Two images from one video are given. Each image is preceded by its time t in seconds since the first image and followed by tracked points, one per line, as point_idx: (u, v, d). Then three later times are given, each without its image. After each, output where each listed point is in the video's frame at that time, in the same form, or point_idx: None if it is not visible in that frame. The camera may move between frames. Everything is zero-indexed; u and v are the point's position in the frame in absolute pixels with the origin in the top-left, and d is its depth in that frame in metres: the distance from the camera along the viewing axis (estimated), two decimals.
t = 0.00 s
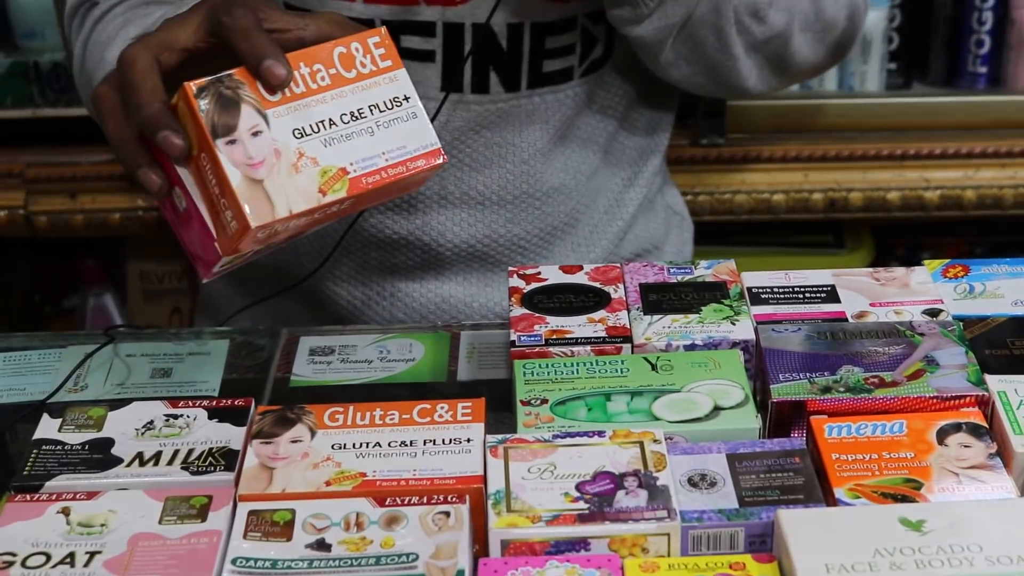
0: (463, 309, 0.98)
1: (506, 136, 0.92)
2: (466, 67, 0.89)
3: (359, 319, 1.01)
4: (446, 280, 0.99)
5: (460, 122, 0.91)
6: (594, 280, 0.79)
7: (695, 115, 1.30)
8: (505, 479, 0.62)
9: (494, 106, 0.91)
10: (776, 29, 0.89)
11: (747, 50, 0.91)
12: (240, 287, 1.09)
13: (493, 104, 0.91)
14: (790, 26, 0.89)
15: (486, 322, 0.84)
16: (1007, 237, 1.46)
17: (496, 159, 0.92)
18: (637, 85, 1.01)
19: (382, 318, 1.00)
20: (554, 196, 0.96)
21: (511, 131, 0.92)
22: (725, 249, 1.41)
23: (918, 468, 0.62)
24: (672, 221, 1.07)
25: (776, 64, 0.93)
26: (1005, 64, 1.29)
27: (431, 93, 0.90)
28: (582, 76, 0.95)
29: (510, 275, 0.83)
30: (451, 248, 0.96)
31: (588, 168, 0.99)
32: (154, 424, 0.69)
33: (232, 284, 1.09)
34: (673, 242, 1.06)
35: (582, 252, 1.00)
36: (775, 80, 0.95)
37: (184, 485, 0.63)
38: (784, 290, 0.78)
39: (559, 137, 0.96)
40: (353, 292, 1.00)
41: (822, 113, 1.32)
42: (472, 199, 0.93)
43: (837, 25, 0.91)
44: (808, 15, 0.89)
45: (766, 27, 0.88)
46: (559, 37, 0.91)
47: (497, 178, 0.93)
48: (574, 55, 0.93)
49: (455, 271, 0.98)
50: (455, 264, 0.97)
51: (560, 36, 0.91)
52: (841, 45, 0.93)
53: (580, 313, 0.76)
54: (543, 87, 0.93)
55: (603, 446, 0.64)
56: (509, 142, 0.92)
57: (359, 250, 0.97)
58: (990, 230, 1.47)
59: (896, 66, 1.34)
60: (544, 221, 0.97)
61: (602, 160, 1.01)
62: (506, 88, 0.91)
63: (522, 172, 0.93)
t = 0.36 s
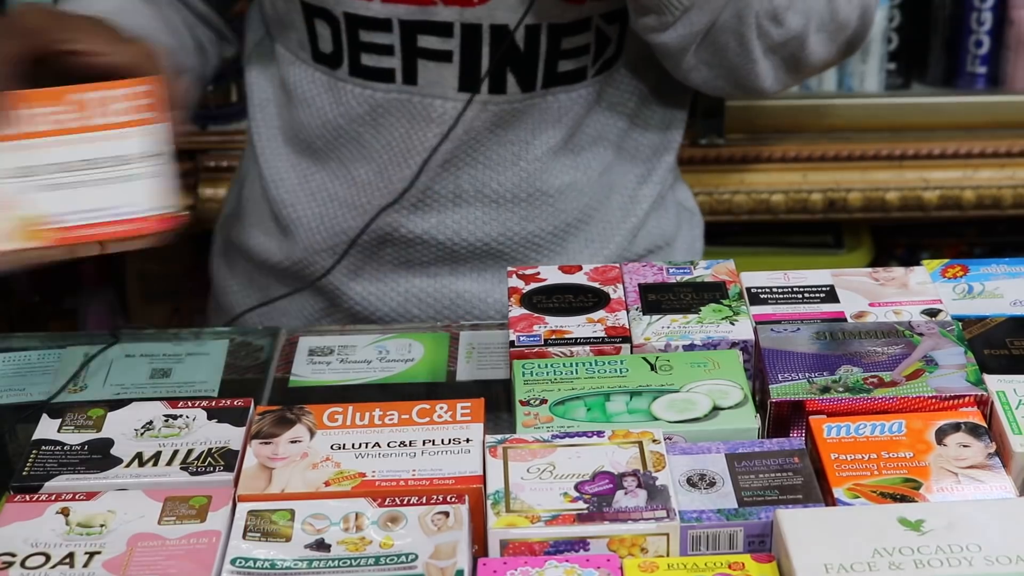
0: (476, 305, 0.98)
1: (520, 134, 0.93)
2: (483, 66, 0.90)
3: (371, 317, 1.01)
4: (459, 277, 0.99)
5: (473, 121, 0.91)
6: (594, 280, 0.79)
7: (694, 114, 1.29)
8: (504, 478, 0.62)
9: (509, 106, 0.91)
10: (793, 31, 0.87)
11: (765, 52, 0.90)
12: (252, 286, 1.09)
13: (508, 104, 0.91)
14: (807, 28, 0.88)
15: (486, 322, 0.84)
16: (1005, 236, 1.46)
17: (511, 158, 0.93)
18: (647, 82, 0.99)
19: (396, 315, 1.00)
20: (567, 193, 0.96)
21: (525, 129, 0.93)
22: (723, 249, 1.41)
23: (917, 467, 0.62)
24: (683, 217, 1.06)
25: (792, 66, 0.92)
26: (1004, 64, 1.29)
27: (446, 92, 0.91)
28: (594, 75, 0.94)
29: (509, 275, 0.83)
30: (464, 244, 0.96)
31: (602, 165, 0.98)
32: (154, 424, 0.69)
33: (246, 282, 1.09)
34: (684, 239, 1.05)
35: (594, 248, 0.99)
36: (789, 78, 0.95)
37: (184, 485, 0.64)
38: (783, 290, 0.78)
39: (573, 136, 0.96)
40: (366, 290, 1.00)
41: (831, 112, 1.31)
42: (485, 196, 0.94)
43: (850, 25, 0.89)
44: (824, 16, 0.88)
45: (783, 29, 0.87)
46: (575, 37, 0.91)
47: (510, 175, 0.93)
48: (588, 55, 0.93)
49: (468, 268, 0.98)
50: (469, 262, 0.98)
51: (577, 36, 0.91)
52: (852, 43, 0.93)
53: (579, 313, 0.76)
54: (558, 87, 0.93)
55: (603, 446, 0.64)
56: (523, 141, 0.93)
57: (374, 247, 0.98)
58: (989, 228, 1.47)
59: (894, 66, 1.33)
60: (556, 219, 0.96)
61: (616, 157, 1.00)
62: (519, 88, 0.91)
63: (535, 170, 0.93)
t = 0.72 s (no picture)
0: (486, 304, 0.98)
1: (532, 136, 0.93)
2: (495, 68, 0.90)
3: (380, 315, 1.00)
4: (469, 276, 0.99)
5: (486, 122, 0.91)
6: (594, 280, 0.79)
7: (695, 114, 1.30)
8: (504, 478, 0.62)
9: (521, 107, 0.91)
10: (812, 35, 0.88)
11: (782, 55, 0.90)
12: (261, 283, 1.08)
13: (520, 105, 0.91)
14: (825, 32, 0.88)
15: (487, 322, 0.84)
16: (1006, 236, 1.46)
17: (522, 159, 0.93)
18: (663, 84, 1.00)
19: (405, 314, 1.00)
20: (579, 195, 0.95)
21: (537, 131, 0.92)
22: (724, 248, 1.41)
23: (918, 467, 0.62)
24: (695, 219, 1.06)
25: (809, 68, 0.93)
26: (1005, 64, 1.29)
27: (457, 93, 0.91)
28: (610, 76, 0.95)
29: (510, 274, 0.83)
30: (475, 244, 0.96)
31: (616, 167, 0.98)
32: (154, 424, 0.69)
33: (254, 279, 1.08)
34: (695, 240, 1.05)
35: (606, 250, 0.99)
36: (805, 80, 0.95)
37: (184, 484, 0.64)
38: (784, 289, 0.78)
39: (585, 137, 0.95)
40: (376, 288, 0.99)
41: (852, 112, 1.31)
42: (496, 197, 0.94)
43: (868, 27, 0.90)
44: (842, 18, 0.88)
45: (802, 33, 0.87)
46: (586, 38, 0.91)
47: (522, 177, 0.93)
48: (600, 56, 0.93)
49: (478, 266, 0.98)
50: (479, 261, 0.98)
51: (589, 37, 0.91)
52: (871, 42, 0.93)
53: (580, 313, 0.76)
54: (570, 88, 0.93)
55: (604, 445, 0.64)
56: (535, 142, 0.93)
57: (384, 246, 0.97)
58: (988, 228, 1.47)
59: (895, 66, 1.34)
60: (567, 220, 0.96)
61: (629, 160, 1.00)
62: (533, 89, 0.91)
63: (547, 171, 0.93)
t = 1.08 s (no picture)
0: (487, 311, 0.98)
1: (533, 141, 0.92)
2: (494, 72, 0.90)
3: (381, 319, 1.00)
4: (471, 283, 0.99)
5: (486, 126, 0.91)
6: (594, 280, 0.79)
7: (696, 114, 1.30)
8: (504, 478, 0.62)
9: (522, 111, 0.91)
10: (809, 39, 0.88)
11: (779, 59, 0.90)
12: (265, 290, 1.08)
13: (520, 108, 0.91)
14: (823, 35, 0.88)
15: (487, 322, 0.84)
16: (1007, 237, 1.46)
17: (524, 164, 0.93)
18: (665, 90, 1.00)
19: (406, 319, 0.99)
20: (582, 200, 0.95)
21: (539, 136, 0.92)
22: (725, 248, 1.41)
23: (918, 467, 0.62)
24: (697, 224, 1.06)
25: (808, 72, 0.92)
26: (1005, 64, 1.30)
27: (456, 98, 0.91)
28: (610, 80, 0.94)
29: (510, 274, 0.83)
30: (477, 250, 0.96)
31: (619, 172, 0.98)
32: (154, 424, 0.69)
33: (254, 285, 1.09)
34: (698, 245, 1.05)
35: (609, 255, 0.99)
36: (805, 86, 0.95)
37: (184, 485, 0.64)
38: (783, 290, 0.78)
39: (587, 142, 0.95)
40: (378, 294, 1.00)
41: (856, 112, 1.32)
42: (497, 202, 0.94)
43: (868, 31, 0.91)
44: (841, 22, 0.89)
45: (800, 37, 0.87)
46: (586, 41, 0.91)
47: (524, 182, 0.93)
48: (601, 60, 0.93)
49: (480, 273, 0.98)
50: (481, 267, 0.98)
51: (589, 40, 0.91)
52: (870, 48, 0.94)
53: (580, 313, 0.76)
54: (571, 92, 0.93)
55: (603, 446, 0.64)
56: (537, 147, 0.92)
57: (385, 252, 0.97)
58: (988, 229, 1.47)
59: (896, 66, 1.35)
60: (570, 225, 0.96)
61: (632, 165, 1.00)
62: (532, 92, 0.91)
63: (550, 177, 0.93)
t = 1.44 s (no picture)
0: (482, 313, 0.98)
1: (529, 137, 0.92)
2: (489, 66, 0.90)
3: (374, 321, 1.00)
4: (466, 284, 0.98)
5: (480, 122, 0.91)
6: (594, 280, 0.79)
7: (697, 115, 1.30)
8: (504, 479, 0.62)
9: (518, 107, 0.91)
10: (810, 40, 0.87)
11: (780, 61, 0.89)
12: (260, 292, 1.09)
13: (516, 104, 0.91)
14: (824, 36, 0.87)
15: (487, 322, 0.84)
16: (1006, 237, 1.47)
17: (520, 161, 0.93)
18: (669, 93, 1.00)
19: (400, 322, 1.00)
20: (578, 199, 0.95)
21: (535, 132, 0.92)
22: (724, 248, 1.41)
23: (918, 468, 0.62)
24: (695, 229, 1.07)
25: (810, 74, 0.92)
26: (1005, 65, 1.29)
27: (450, 93, 0.91)
28: (610, 79, 0.94)
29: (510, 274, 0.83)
30: (471, 250, 0.96)
31: (615, 172, 0.98)
32: (154, 424, 0.69)
33: (249, 288, 1.10)
34: (696, 251, 1.06)
35: (605, 257, 0.99)
36: (808, 88, 0.94)
37: (184, 485, 0.64)
38: (783, 290, 0.78)
39: (586, 142, 0.95)
40: (372, 296, 1.00)
41: (860, 113, 1.32)
42: (492, 200, 0.94)
43: (873, 34, 0.90)
44: (843, 24, 0.88)
45: (799, 37, 0.87)
46: (585, 38, 0.91)
47: (519, 179, 0.93)
48: (600, 57, 0.93)
49: (475, 274, 0.98)
50: (476, 268, 0.97)
51: (587, 37, 0.91)
52: (876, 53, 0.92)
53: (579, 313, 0.76)
54: (568, 90, 0.92)
55: (603, 446, 0.64)
56: (533, 143, 0.93)
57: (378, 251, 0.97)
58: (989, 229, 1.47)
59: (896, 66, 1.35)
60: (565, 226, 0.96)
61: (630, 166, 1.00)
62: (529, 88, 0.91)
63: (545, 174, 0.93)
